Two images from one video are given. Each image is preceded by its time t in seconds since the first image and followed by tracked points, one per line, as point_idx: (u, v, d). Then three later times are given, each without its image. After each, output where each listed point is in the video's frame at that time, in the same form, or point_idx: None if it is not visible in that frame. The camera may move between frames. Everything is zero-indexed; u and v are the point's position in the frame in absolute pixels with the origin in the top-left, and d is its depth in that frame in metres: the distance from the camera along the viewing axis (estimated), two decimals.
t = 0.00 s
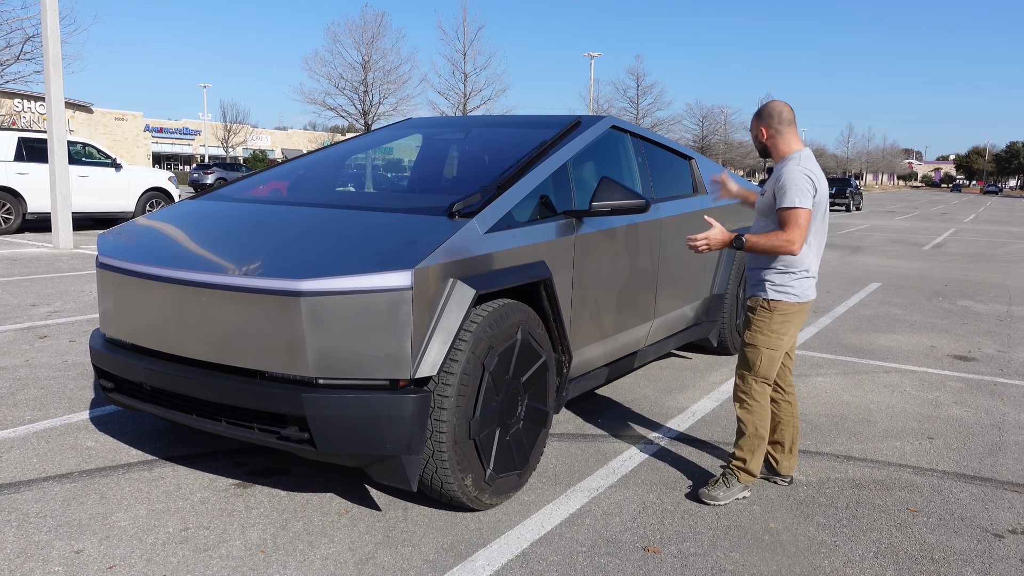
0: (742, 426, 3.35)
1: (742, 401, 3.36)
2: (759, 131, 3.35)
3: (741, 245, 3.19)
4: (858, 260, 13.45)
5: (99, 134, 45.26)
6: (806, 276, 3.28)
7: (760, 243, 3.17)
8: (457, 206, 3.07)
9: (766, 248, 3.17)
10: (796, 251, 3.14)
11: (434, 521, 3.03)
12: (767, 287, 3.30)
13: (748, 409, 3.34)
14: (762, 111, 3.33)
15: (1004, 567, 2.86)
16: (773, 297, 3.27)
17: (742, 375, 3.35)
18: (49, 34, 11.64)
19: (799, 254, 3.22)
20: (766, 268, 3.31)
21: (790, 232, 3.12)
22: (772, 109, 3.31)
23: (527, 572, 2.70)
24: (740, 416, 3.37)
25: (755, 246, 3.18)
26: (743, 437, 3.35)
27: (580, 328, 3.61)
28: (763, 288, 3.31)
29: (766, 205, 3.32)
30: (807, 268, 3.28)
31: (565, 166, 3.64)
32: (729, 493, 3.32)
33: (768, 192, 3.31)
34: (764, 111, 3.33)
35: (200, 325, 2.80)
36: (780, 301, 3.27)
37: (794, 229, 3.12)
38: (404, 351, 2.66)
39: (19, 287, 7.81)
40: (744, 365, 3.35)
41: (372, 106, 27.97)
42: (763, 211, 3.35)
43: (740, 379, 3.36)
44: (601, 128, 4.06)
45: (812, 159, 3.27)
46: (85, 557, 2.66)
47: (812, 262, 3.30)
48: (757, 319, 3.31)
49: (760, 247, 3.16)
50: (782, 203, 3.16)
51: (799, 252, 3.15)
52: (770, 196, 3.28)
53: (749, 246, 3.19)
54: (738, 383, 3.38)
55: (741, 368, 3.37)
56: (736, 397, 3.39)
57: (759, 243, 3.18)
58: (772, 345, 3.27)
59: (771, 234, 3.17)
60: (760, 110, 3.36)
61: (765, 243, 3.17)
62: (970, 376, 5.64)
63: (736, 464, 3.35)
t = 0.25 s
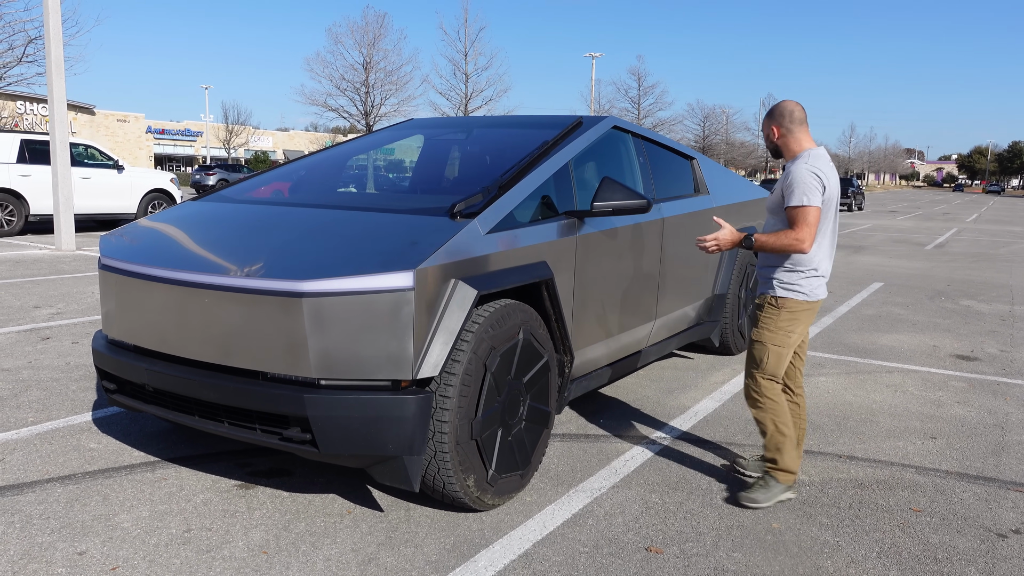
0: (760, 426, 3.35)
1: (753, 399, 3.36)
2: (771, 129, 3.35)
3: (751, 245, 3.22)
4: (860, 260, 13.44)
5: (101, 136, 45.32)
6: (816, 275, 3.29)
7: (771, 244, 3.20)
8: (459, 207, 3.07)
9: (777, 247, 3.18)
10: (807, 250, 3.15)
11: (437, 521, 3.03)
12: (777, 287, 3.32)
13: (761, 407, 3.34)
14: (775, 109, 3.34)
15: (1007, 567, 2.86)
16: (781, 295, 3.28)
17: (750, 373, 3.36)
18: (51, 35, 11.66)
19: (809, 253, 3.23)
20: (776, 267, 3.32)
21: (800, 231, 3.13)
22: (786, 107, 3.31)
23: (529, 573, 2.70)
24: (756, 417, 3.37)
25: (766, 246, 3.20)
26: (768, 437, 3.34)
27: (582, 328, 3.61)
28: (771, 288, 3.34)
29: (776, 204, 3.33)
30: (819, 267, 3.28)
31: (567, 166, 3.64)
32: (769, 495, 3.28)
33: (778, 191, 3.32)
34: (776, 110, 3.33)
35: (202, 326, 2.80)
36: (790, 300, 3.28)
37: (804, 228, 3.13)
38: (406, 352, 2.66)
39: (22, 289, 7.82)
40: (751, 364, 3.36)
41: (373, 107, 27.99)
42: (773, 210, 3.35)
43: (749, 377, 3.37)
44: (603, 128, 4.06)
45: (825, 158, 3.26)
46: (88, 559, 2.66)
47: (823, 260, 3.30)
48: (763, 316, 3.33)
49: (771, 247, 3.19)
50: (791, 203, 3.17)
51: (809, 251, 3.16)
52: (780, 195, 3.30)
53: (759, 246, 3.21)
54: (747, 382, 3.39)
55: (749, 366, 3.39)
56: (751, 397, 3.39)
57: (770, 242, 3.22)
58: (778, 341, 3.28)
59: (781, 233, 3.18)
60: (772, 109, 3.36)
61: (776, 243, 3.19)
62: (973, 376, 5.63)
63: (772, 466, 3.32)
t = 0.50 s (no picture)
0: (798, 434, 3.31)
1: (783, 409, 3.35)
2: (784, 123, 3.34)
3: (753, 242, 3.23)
4: (860, 259, 13.44)
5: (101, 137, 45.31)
6: (825, 278, 3.27)
7: (772, 241, 3.21)
8: (458, 207, 3.07)
9: (781, 245, 3.18)
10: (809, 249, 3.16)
11: (437, 522, 3.02)
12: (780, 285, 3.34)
13: (797, 415, 3.30)
14: (786, 107, 3.33)
15: (1008, 566, 2.86)
16: (789, 299, 3.27)
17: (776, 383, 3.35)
18: (50, 36, 11.66)
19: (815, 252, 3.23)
20: (781, 266, 3.33)
21: (803, 230, 3.14)
22: (799, 105, 3.30)
23: (529, 573, 2.69)
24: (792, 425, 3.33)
25: (768, 244, 3.22)
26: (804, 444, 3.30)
27: (582, 328, 3.61)
28: (777, 287, 3.33)
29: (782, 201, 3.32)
30: (827, 268, 3.26)
31: (566, 166, 3.64)
32: (824, 500, 3.22)
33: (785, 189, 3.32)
34: (787, 108, 3.32)
35: (201, 326, 2.80)
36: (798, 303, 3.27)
37: (808, 227, 3.13)
38: (405, 352, 2.65)
39: (21, 290, 7.82)
40: (775, 373, 3.35)
41: (373, 108, 27.99)
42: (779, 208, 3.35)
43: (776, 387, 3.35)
44: (602, 127, 4.06)
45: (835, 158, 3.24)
46: (87, 560, 2.66)
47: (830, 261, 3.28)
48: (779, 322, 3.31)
49: (772, 244, 3.20)
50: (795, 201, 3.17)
51: (812, 250, 3.16)
52: (787, 193, 3.29)
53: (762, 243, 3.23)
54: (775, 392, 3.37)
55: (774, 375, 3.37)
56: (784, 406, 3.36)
57: (773, 240, 3.22)
58: (797, 345, 3.27)
59: (784, 232, 3.19)
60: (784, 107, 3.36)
61: (777, 241, 3.20)
62: (973, 375, 5.63)
63: (818, 471, 3.27)
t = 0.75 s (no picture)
0: (824, 437, 3.26)
1: (812, 412, 3.30)
2: (815, 113, 3.21)
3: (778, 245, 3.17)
4: (858, 258, 13.45)
5: (98, 135, 45.22)
6: (846, 277, 3.24)
7: (798, 242, 3.16)
8: (455, 205, 3.06)
9: (808, 247, 3.14)
10: (836, 249, 3.12)
11: (435, 520, 3.02)
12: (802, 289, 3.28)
13: (826, 418, 3.25)
14: (798, 99, 3.24)
15: (1005, 563, 2.86)
16: (816, 303, 3.22)
17: (808, 389, 3.30)
18: (47, 35, 11.63)
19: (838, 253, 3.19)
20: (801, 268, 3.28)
21: (831, 230, 3.09)
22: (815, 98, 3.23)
23: (527, 571, 2.69)
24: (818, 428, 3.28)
25: (793, 245, 3.17)
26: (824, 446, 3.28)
27: (580, 326, 3.61)
28: (800, 291, 3.27)
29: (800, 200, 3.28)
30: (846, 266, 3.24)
31: (564, 164, 3.63)
32: (825, 503, 3.21)
33: (802, 186, 3.27)
34: (801, 101, 3.23)
35: (198, 324, 2.79)
36: (822, 307, 3.22)
37: (834, 227, 3.09)
38: (403, 350, 2.65)
39: (18, 289, 7.80)
40: (805, 378, 3.30)
41: (371, 106, 27.96)
42: (795, 206, 3.31)
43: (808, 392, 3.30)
44: (601, 125, 4.06)
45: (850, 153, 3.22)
46: (84, 559, 2.66)
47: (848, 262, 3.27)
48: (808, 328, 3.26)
49: (797, 245, 3.15)
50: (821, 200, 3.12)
51: (838, 251, 3.13)
52: (806, 191, 3.24)
53: (786, 244, 3.17)
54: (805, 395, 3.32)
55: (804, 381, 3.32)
56: (810, 409, 3.31)
57: (797, 241, 3.17)
58: (830, 351, 3.23)
59: (809, 232, 3.14)
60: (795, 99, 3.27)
61: (803, 241, 3.15)
62: (970, 373, 5.64)
63: (828, 474, 3.25)
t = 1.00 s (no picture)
0: (829, 432, 3.24)
1: (821, 407, 3.26)
2: (831, 106, 3.19)
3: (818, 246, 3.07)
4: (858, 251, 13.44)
5: (97, 129, 45.14)
6: (861, 272, 3.24)
7: (844, 240, 3.05)
8: (455, 198, 3.06)
9: (848, 245, 3.06)
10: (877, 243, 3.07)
11: (435, 513, 3.03)
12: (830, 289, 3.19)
13: (832, 414, 3.24)
14: (813, 90, 3.20)
15: (1004, 556, 2.87)
16: (839, 301, 3.18)
17: (819, 385, 3.25)
18: (45, 28, 11.59)
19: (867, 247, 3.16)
20: (828, 267, 3.19)
21: (872, 223, 3.04)
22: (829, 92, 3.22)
23: (527, 564, 2.70)
24: (823, 422, 3.27)
25: (838, 243, 3.06)
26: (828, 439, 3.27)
27: (579, 320, 3.61)
28: (828, 291, 3.18)
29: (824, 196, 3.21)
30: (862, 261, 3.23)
31: (564, 157, 3.62)
32: (825, 496, 3.22)
33: (825, 182, 3.21)
34: (819, 93, 3.19)
35: (198, 318, 2.79)
36: (843, 304, 3.18)
37: (874, 221, 3.04)
38: (403, 344, 2.65)
39: (17, 283, 7.80)
40: (817, 373, 3.26)
41: (370, 100, 27.90)
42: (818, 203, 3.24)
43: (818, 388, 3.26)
44: (600, 118, 4.05)
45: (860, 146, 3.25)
46: (85, 552, 2.66)
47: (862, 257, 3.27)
48: (825, 326, 3.21)
49: (844, 243, 3.05)
50: (859, 194, 3.07)
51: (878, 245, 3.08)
52: (831, 186, 3.18)
53: (830, 244, 3.06)
54: (815, 391, 3.28)
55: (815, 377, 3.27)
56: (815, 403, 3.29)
57: (837, 239, 3.08)
58: (847, 349, 3.20)
59: (850, 229, 3.06)
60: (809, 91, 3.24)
61: (848, 239, 3.05)
62: (970, 366, 5.64)
63: (829, 467, 3.26)
